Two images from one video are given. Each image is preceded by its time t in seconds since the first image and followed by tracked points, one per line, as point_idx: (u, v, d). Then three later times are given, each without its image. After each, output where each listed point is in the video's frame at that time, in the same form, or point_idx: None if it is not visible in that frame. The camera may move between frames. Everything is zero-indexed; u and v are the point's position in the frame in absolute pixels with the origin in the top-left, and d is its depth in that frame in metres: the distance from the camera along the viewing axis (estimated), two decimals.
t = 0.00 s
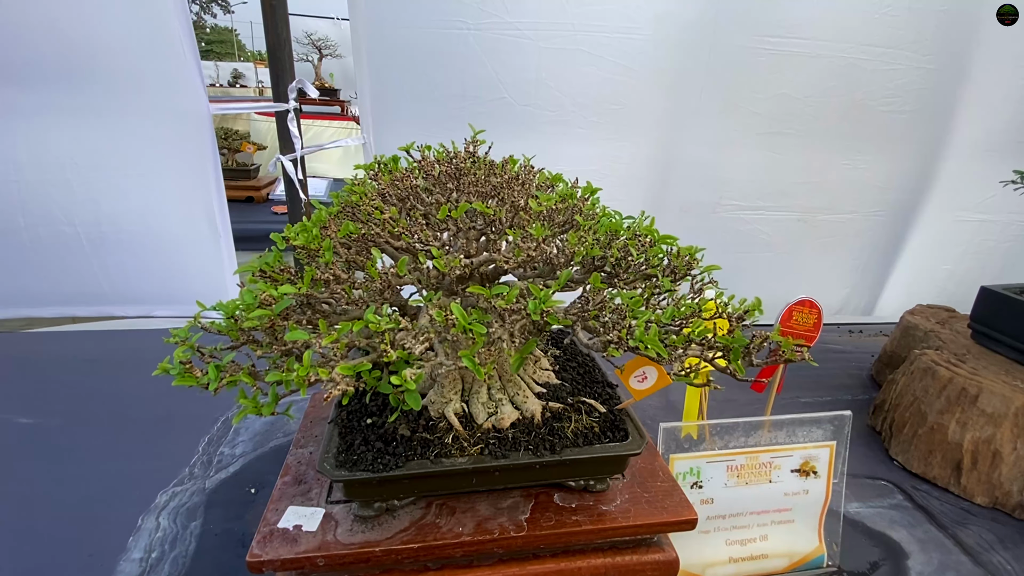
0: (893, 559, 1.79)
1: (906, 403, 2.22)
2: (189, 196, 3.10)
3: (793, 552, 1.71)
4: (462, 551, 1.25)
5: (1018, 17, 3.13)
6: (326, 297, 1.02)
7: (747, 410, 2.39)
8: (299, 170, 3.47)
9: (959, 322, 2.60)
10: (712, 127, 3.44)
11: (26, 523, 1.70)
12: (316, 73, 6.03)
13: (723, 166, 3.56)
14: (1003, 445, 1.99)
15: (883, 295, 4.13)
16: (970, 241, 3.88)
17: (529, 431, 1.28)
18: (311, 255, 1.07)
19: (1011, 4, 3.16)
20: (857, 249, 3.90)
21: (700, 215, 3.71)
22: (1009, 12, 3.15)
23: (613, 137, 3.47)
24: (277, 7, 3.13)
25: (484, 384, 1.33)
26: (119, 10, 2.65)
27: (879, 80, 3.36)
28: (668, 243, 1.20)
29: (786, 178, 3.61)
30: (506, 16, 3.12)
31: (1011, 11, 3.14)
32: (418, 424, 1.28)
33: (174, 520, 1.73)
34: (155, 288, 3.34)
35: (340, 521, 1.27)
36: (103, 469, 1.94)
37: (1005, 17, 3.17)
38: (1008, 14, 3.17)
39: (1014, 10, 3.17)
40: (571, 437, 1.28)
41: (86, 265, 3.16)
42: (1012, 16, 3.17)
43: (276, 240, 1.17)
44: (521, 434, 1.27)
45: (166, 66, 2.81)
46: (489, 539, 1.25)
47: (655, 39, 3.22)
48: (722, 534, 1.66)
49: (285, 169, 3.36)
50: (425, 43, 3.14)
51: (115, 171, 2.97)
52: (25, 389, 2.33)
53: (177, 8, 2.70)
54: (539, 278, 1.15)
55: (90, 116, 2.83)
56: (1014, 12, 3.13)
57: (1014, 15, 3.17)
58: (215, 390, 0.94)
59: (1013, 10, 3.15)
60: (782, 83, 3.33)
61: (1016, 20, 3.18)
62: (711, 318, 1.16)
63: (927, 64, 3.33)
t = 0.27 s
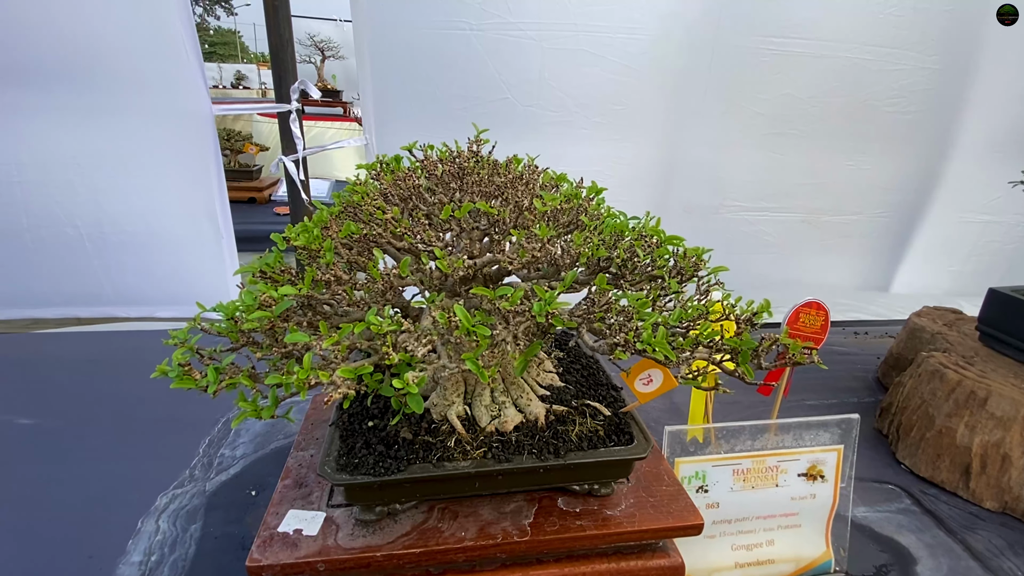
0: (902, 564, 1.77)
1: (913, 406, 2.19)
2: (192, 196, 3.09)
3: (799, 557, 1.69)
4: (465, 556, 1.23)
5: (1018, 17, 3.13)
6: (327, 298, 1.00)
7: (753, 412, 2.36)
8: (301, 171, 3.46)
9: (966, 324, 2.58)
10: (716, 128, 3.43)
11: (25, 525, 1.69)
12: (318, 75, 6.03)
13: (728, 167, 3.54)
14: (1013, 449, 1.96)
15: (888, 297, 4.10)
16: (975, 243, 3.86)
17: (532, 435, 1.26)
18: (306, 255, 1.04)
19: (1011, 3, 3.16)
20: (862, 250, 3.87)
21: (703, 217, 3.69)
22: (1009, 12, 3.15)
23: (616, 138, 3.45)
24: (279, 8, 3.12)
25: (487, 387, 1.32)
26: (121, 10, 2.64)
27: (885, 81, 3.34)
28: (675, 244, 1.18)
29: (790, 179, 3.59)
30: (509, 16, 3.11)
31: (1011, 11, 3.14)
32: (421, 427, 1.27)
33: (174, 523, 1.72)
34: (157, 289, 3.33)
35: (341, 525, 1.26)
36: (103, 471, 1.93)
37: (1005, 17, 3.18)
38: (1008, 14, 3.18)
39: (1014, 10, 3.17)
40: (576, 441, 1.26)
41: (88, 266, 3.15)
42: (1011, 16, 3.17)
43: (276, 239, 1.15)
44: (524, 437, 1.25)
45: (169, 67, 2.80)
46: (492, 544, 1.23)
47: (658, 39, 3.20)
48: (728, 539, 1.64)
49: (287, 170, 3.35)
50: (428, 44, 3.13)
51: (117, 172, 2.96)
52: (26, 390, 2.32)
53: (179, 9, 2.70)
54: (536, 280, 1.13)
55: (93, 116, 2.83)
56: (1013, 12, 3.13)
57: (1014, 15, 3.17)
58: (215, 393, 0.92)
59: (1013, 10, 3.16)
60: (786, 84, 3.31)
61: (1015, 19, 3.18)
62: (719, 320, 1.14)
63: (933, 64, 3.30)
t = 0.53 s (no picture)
0: (908, 565, 1.75)
1: (919, 406, 2.18)
2: (194, 196, 3.09)
3: (805, 557, 1.68)
4: (467, 553, 1.22)
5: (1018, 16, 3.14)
6: (329, 291, 0.99)
7: (757, 412, 2.35)
8: (303, 171, 3.46)
9: (972, 323, 2.56)
10: (719, 128, 3.42)
11: (27, 524, 1.68)
12: (321, 77, 6.04)
13: (731, 167, 3.52)
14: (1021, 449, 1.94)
15: (892, 298, 4.08)
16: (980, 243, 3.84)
17: (535, 431, 1.25)
18: (320, 253, 1.06)
19: (1011, 3, 3.17)
20: (866, 251, 3.85)
21: (706, 217, 3.68)
22: (1009, 12, 3.16)
23: (618, 138, 3.44)
24: (282, 9, 3.13)
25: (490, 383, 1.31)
26: (125, 10, 2.65)
27: (889, 80, 3.33)
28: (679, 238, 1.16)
29: (794, 180, 3.57)
30: (511, 17, 3.11)
31: (1011, 11, 3.16)
32: (423, 423, 1.26)
33: (175, 521, 1.71)
34: (160, 289, 3.33)
35: (342, 522, 1.25)
36: (105, 469, 1.92)
37: (1005, 17, 3.19)
38: (1008, 14, 3.19)
39: (1014, 10, 3.18)
40: (579, 438, 1.25)
41: (90, 265, 3.16)
42: (1011, 15, 3.18)
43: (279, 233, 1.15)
44: (527, 434, 1.24)
45: (171, 67, 2.80)
46: (494, 542, 1.22)
47: (661, 38, 3.20)
48: (732, 539, 1.63)
49: (290, 170, 3.35)
50: (431, 44, 3.13)
51: (120, 172, 2.97)
52: (28, 389, 2.32)
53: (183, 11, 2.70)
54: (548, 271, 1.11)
55: (96, 116, 2.83)
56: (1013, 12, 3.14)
57: (1014, 15, 3.18)
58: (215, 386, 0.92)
59: (1012, 10, 3.17)
60: (789, 83, 3.31)
61: (1015, 20, 3.20)
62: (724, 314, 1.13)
63: (937, 64, 3.29)
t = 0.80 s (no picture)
0: (911, 563, 1.74)
1: (922, 403, 2.16)
2: (196, 196, 3.10)
3: (806, 554, 1.66)
4: (464, 546, 1.21)
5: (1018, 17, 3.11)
6: (325, 278, 0.98)
7: (759, 411, 2.33)
8: (305, 171, 3.46)
9: (976, 321, 2.54)
10: (720, 128, 3.42)
11: (25, 519, 1.68)
12: (324, 81, 6.08)
13: (733, 167, 3.52)
14: None
15: (896, 299, 4.04)
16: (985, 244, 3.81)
17: (532, 423, 1.24)
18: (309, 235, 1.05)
19: (1011, 3, 3.15)
20: (869, 252, 3.83)
21: (708, 217, 3.67)
22: (1009, 12, 3.14)
23: (620, 139, 3.44)
24: (284, 10, 3.14)
25: (487, 374, 1.30)
26: (128, 11, 2.67)
27: (891, 80, 3.32)
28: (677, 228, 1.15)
29: (796, 180, 3.57)
30: (512, 17, 3.12)
31: (1010, 11, 3.13)
32: (419, 414, 1.25)
33: (172, 516, 1.70)
34: (161, 289, 3.33)
35: (337, 514, 1.24)
36: (103, 466, 1.92)
37: (1005, 18, 3.16)
38: (1007, 15, 3.17)
39: (1015, 10, 3.16)
40: (576, 429, 1.24)
41: (93, 266, 3.16)
42: (1012, 16, 3.16)
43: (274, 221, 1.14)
44: (524, 425, 1.23)
45: (174, 69, 2.82)
46: (490, 534, 1.21)
47: (661, 38, 3.20)
48: (732, 535, 1.61)
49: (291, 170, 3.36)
50: (432, 45, 3.14)
51: (122, 171, 2.98)
52: (29, 387, 2.32)
53: (186, 14, 2.72)
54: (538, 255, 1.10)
55: (99, 117, 2.85)
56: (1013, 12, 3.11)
57: (1014, 15, 3.16)
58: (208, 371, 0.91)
59: (1013, 10, 3.15)
60: (790, 83, 3.30)
61: (1015, 20, 3.17)
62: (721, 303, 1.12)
63: (938, 63, 3.29)
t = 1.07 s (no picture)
0: (909, 560, 1.72)
1: (920, 401, 2.14)
2: (198, 197, 3.13)
3: (802, 551, 1.64)
4: (453, 537, 1.21)
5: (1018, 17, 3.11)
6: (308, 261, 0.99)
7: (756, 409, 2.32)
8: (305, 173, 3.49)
9: (975, 320, 2.52)
10: (720, 130, 3.42)
11: (22, 513, 1.69)
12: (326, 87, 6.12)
13: (732, 168, 3.52)
14: None
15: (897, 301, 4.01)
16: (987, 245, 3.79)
17: (522, 414, 1.24)
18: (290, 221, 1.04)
19: (1011, 4, 3.14)
20: (870, 254, 3.82)
21: (708, 219, 3.67)
22: (1009, 12, 3.14)
23: (619, 140, 3.45)
24: (285, 13, 3.19)
25: (477, 365, 1.30)
26: (133, 15, 2.71)
27: (890, 82, 3.33)
28: (663, 214, 1.16)
29: (796, 181, 3.56)
30: (511, 20, 3.15)
31: (1011, 11, 3.13)
32: (409, 405, 1.25)
33: (166, 510, 1.71)
34: (162, 290, 3.35)
35: (327, 504, 1.24)
36: (100, 461, 1.93)
37: (1005, 18, 3.16)
38: (1007, 14, 3.16)
39: (1014, 10, 3.15)
40: (566, 420, 1.24)
41: (94, 266, 3.18)
42: (1012, 16, 3.15)
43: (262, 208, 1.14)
44: (514, 416, 1.23)
45: (177, 73, 2.86)
46: (480, 525, 1.21)
47: (660, 40, 3.22)
48: (727, 531, 1.60)
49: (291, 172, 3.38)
50: (432, 48, 3.17)
51: (125, 173, 3.00)
52: (29, 385, 2.34)
53: (189, 18, 2.77)
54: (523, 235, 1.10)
55: (103, 118, 2.88)
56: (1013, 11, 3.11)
57: (1014, 15, 3.15)
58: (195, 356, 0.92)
59: (1013, 10, 3.14)
60: (789, 84, 3.31)
61: (1015, 20, 3.17)
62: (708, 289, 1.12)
63: (937, 64, 3.29)
